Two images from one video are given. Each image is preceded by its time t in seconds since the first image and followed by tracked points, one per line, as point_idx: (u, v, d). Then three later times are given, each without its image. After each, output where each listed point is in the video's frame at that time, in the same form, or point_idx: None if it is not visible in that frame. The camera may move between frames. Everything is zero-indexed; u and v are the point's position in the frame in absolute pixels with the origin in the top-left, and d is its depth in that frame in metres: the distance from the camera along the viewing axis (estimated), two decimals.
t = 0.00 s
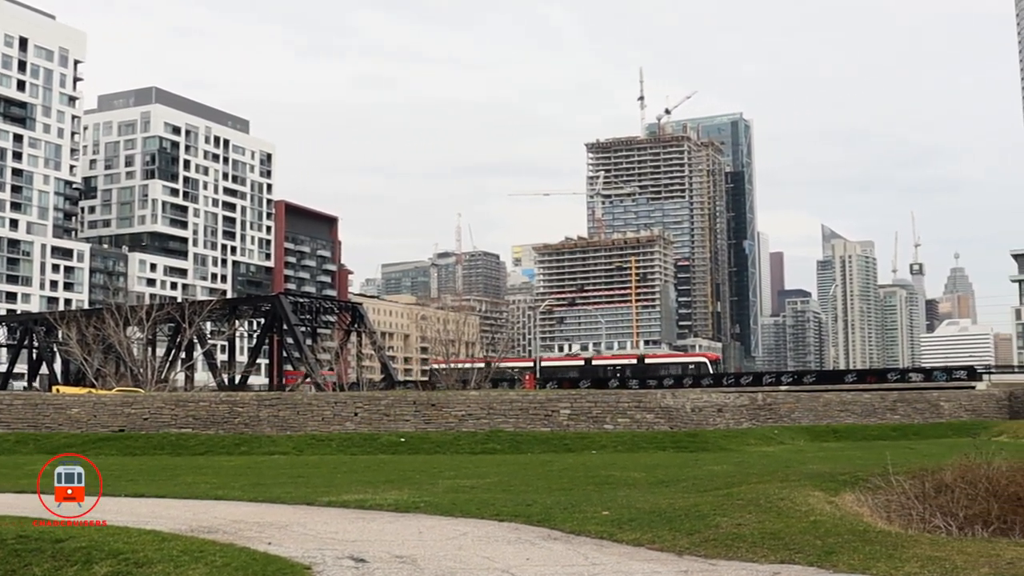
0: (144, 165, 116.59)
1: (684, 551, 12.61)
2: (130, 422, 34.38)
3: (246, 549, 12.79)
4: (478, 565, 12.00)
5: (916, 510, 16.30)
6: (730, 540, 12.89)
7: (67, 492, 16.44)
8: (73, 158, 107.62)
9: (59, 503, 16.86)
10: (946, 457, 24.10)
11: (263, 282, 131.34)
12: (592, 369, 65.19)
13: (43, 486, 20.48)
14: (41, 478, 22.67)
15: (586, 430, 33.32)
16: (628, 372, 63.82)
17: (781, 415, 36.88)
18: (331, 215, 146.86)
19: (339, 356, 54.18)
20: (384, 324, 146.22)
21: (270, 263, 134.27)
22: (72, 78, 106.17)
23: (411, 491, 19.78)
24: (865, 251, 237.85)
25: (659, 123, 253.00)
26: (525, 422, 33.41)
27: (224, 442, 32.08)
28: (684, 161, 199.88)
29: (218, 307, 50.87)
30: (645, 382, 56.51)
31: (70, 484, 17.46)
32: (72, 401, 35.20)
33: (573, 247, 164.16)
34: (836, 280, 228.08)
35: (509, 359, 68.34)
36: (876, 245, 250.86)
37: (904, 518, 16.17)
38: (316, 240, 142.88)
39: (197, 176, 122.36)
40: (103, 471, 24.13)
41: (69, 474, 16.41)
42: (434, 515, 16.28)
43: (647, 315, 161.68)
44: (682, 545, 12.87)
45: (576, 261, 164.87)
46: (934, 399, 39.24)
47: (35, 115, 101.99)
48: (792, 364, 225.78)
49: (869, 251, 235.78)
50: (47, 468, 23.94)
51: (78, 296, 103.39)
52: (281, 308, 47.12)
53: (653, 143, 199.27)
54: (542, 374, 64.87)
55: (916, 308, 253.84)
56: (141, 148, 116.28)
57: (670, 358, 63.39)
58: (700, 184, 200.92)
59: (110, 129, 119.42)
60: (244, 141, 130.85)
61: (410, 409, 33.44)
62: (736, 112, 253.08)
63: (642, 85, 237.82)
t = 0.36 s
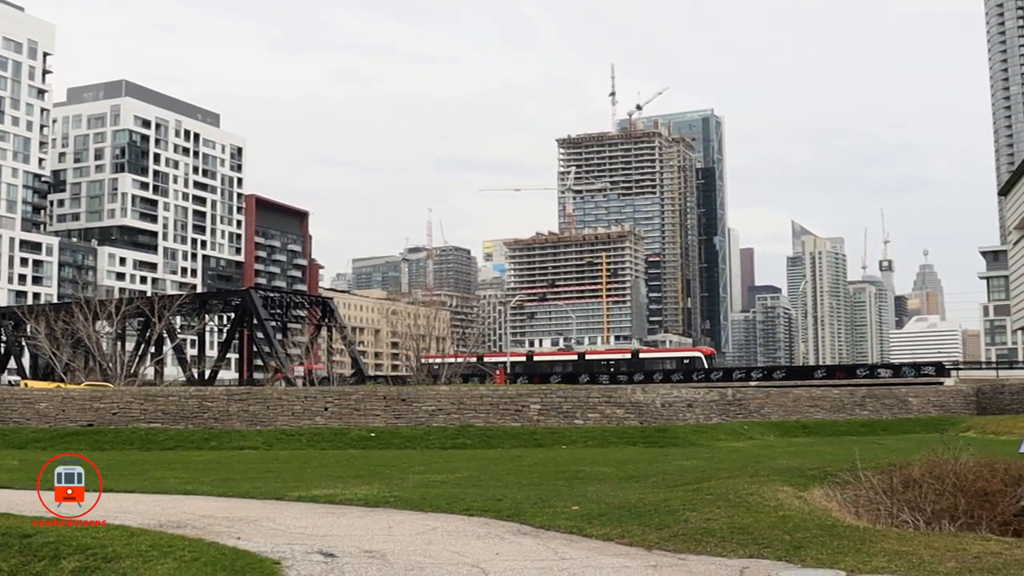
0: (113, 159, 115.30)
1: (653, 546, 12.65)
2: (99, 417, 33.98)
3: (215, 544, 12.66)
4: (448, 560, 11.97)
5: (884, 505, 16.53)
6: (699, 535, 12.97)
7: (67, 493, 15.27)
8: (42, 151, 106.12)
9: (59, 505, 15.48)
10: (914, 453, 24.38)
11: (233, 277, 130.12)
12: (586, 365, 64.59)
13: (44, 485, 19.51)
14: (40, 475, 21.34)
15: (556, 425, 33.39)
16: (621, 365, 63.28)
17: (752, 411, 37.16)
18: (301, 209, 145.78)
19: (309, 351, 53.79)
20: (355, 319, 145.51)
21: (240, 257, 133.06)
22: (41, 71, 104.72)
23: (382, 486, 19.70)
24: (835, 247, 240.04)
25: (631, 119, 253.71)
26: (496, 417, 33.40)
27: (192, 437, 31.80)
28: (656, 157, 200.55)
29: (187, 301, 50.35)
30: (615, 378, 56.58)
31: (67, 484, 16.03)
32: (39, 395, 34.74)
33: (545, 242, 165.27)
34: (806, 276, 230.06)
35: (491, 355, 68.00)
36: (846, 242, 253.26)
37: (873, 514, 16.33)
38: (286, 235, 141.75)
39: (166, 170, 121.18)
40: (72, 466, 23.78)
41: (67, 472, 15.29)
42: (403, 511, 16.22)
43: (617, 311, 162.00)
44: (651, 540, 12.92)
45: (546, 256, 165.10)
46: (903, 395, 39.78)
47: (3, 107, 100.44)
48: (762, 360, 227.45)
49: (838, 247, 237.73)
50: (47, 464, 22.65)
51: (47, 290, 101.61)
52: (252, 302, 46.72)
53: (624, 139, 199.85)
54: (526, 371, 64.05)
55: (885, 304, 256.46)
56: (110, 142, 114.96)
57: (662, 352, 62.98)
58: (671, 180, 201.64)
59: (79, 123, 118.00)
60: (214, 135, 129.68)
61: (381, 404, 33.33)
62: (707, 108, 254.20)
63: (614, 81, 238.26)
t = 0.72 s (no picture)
0: (90, 153, 114.26)
1: (630, 542, 12.69)
2: (75, 412, 33.66)
3: (192, 540, 12.58)
4: (424, 556, 11.96)
5: (860, 501, 16.64)
6: (676, 531, 13.01)
7: (67, 491, 14.60)
8: (17, 145, 104.92)
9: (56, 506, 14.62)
10: (890, 449, 24.58)
11: (211, 273, 129.13)
12: (587, 361, 63.97)
13: (44, 484, 18.73)
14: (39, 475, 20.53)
15: (533, 422, 33.42)
16: (623, 361, 62.58)
17: (729, 407, 37.43)
18: (279, 205, 144.83)
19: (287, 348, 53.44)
20: (332, 315, 145.00)
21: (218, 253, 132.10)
22: (17, 64, 103.52)
23: (358, 482, 19.66)
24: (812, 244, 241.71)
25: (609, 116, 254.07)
26: (473, 413, 33.34)
27: (169, 433, 31.55)
28: (634, 154, 200.95)
29: (165, 297, 49.95)
30: (592, 374, 56.69)
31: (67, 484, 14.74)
32: (16, 390, 34.42)
33: (523, 240, 164.76)
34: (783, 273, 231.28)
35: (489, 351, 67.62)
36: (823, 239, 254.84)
37: (849, 510, 16.47)
38: (264, 230, 140.81)
39: (144, 165, 120.30)
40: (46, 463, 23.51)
41: (68, 472, 14.24)
42: (379, 507, 16.18)
43: (595, 307, 162.02)
44: (628, 536, 12.95)
45: (524, 253, 165.38)
46: (880, 392, 40.40)
47: None
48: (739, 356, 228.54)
49: (816, 245, 239.09)
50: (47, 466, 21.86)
51: (23, 285, 100.19)
52: (229, 298, 46.42)
53: (602, 136, 200.32)
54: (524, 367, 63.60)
55: (862, 301, 258.27)
56: (87, 136, 113.80)
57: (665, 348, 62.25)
58: (649, 176, 201.99)
59: (56, 117, 116.82)
60: (192, 130, 128.91)
61: (357, 400, 33.25)
62: (685, 105, 254.83)
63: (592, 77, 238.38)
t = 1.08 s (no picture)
0: (61, 150, 113.13)
1: (601, 540, 12.72)
2: (44, 411, 33.22)
3: (162, 540, 12.43)
4: (395, 556, 11.88)
5: (831, 500, 16.77)
6: (647, 530, 13.05)
7: (66, 491, 14.86)
8: None
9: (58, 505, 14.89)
10: (860, 448, 24.81)
11: (182, 270, 127.81)
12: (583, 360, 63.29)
13: (45, 484, 18.36)
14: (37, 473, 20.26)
15: (505, 421, 33.38)
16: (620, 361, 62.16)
17: (700, 406, 37.68)
18: (251, 203, 143.78)
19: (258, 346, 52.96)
20: (304, 313, 143.94)
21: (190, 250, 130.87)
22: None
23: (329, 481, 19.55)
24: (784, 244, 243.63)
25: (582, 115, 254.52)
26: (444, 412, 33.25)
27: (140, 431, 31.24)
28: (606, 153, 201.41)
29: (136, 295, 49.38)
30: (563, 373, 56.96)
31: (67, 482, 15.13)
32: None
33: (495, 238, 164.94)
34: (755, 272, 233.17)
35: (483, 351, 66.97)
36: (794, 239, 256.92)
37: (820, 508, 16.62)
38: (236, 228, 139.68)
39: (115, 162, 119.00)
40: (12, 462, 23.13)
41: (67, 472, 14.48)
42: (351, 506, 16.09)
43: (567, 306, 162.17)
44: (600, 535, 12.97)
45: (497, 251, 165.24)
46: (850, 392, 40.89)
47: None
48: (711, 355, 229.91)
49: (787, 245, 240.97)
50: (46, 466, 21.46)
51: None
52: (200, 296, 45.84)
53: (575, 135, 200.73)
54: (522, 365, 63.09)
55: (832, 301, 260.54)
56: (58, 133, 112.88)
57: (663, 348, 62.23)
58: (622, 176, 202.55)
59: (26, 113, 115.43)
60: (164, 127, 127.69)
61: (328, 399, 33.08)
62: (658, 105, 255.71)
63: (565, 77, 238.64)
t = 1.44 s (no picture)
0: (31, 147, 111.99)
1: (571, 540, 12.74)
2: (10, 409, 32.65)
3: (132, 539, 12.26)
4: (365, 556, 11.83)
5: (801, 500, 16.91)
6: (617, 530, 13.08)
7: (67, 491, 14.56)
8: None
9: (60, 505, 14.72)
10: (828, 448, 24.99)
11: (153, 269, 126.57)
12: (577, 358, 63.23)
13: (44, 483, 18.16)
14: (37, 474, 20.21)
15: (476, 420, 33.35)
16: (614, 360, 61.39)
17: (671, 406, 37.91)
18: (222, 202, 142.60)
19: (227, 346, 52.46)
20: (275, 312, 141.58)
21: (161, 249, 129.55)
22: None
23: (301, 480, 19.46)
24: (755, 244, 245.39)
25: (554, 115, 254.61)
26: (415, 412, 33.14)
27: (110, 430, 30.88)
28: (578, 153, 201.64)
29: (106, 293, 48.77)
30: (535, 373, 57.00)
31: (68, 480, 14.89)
32: None
33: (467, 237, 164.24)
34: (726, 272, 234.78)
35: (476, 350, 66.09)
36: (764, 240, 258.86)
37: (790, 507, 16.76)
38: (207, 227, 138.47)
39: (86, 160, 117.29)
40: None
41: (67, 472, 14.09)
42: (321, 506, 15.97)
43: (539, 307, 162.26)
44: (570, 535, 12.98)
45: (469, 250, 164.64)
46: (821, 392, 41.28)
47: None
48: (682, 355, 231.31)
49: (757, 245, 242.61)
50: (45, 467, 21.30)
51: None
52: (171, 295, 45.31)
53: (547, 135, 200.86)
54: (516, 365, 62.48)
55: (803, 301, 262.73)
56: (28, 130, 111.65)
57: (659, 347, 61.50)
58: (593, 176, 202.89)
59: None
60: (135, 125, 125.63)
61: (300, 398, 32.91)
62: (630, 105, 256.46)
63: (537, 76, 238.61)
